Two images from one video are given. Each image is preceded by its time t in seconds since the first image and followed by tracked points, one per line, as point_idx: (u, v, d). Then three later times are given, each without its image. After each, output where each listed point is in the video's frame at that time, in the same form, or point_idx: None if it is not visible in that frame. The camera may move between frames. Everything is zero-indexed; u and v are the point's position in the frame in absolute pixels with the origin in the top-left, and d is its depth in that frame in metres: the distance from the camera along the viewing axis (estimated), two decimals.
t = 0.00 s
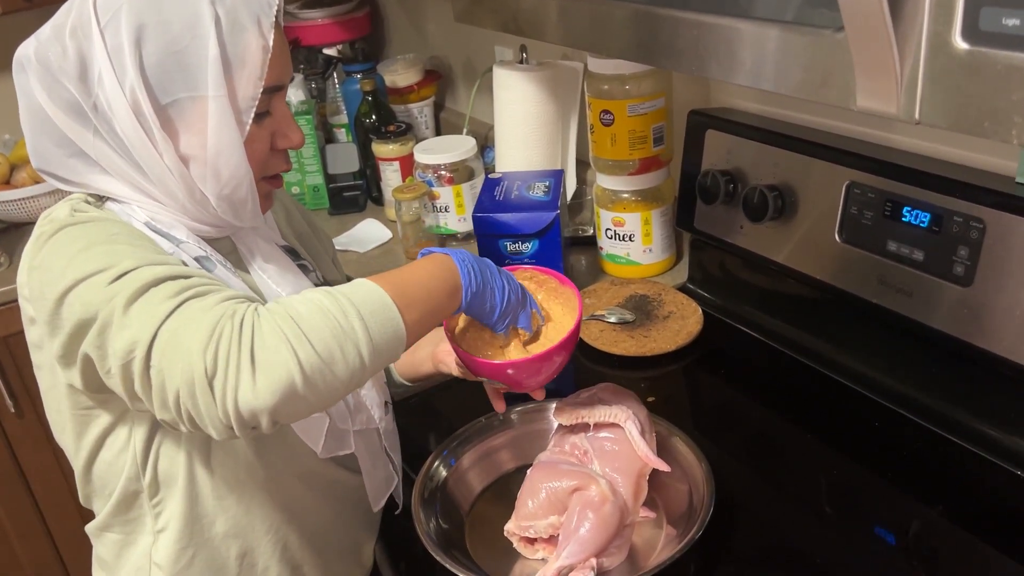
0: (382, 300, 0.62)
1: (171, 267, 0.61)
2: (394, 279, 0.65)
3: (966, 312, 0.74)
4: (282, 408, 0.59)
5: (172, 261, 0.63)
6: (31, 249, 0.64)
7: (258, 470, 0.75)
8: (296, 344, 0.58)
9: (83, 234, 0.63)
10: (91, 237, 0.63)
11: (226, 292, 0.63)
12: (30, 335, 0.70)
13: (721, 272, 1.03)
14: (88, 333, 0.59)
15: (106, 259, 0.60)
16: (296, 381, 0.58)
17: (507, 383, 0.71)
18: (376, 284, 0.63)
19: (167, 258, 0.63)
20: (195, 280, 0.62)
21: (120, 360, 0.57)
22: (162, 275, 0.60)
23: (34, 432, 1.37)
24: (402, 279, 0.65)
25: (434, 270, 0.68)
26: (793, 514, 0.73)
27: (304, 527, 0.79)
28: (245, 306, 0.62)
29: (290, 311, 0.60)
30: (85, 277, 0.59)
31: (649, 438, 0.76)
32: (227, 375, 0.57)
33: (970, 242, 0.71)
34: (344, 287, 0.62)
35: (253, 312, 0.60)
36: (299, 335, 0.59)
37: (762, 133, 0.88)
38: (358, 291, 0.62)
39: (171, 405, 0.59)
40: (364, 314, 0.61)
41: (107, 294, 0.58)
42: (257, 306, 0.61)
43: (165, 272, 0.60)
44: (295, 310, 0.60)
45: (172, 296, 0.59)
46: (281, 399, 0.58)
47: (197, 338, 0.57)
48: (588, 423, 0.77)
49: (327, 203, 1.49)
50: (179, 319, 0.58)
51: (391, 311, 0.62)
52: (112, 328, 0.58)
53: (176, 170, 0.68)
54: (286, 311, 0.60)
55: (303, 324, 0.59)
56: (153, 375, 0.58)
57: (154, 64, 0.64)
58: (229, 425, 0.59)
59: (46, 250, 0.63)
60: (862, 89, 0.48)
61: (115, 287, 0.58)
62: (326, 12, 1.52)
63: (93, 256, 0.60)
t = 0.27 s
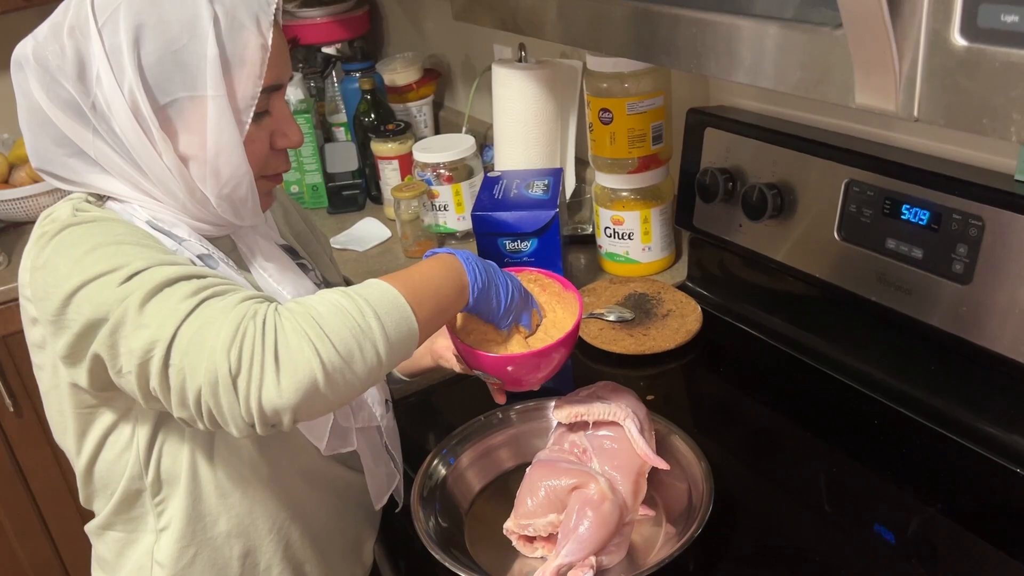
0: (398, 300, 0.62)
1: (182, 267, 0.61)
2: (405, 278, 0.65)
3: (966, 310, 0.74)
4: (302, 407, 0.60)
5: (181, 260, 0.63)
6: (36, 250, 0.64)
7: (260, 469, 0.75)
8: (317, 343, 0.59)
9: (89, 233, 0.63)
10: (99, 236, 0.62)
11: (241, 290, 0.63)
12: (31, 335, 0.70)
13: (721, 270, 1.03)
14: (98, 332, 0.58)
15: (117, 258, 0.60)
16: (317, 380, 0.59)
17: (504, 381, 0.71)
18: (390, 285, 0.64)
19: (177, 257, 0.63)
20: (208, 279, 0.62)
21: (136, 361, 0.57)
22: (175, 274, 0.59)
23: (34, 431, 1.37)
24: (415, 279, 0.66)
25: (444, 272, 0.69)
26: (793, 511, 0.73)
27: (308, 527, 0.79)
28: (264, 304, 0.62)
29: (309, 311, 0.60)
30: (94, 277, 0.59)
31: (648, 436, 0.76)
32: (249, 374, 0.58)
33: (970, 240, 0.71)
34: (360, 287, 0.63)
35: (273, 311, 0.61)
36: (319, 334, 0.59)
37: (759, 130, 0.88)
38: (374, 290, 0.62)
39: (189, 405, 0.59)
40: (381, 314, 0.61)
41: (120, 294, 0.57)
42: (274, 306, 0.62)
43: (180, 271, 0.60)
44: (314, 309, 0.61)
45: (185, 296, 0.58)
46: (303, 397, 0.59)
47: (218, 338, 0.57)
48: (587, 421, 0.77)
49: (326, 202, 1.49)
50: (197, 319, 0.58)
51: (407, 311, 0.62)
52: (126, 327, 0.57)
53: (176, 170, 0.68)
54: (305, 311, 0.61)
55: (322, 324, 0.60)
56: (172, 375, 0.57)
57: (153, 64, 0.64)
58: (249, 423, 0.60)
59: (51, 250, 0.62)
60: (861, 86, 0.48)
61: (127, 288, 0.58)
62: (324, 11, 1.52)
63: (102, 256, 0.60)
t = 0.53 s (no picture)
0: (400, 322, 0.61)
1: (183, 282, 0.60)
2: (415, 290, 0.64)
3: (964, 309, 0.74)
4: (303, 428, 0.60)
5: (181, 270, 0.63)
6: (36, 256, 0.63)
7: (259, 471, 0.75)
8: (315, 370, 0.58)
9: (88, 242, 0.62)
10: (97, 246, 0.62)
11: (243, 306, 0.63)
12: (30, 339, 0.69)
13: (720, 270, 1.03)
14: (99, 346, 0.58)
15: (118, 271, 0.60)
16: (317, 406, 0.59)
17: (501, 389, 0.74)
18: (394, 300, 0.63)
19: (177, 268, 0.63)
20: (209, 294, 0.62)
21: (139, 378, 0.57)
22: (176, 290, 0.59)
23: (33, 432, 1.37)
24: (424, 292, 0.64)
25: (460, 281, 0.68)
26: (792, 511, 0.73)
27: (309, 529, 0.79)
28: (266, 324, 0.61)
29: (308, 333, 0.60)
30: (93, 290, 0.58)
31: (646, 435, 0.75)
32: (249, 400, 0.58)
33: (968, 239, 0.71)
34: (362, 304, 0.62)
35: (273, 333, 0.60)
36: (317, 361, 0.59)
37: (758, 130, 0.88)
38: (376, 308, 0.61)
39: (192, 425, 0.60)
40: (382, 336, 0.60)
41: (120, 309, 0.57)
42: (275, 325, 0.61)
43: (182, 287, 0.60)
44: (314, 333, 0.60)
45: (187, 316, 0.58)
46: (303, 421, 0.59)
47: (218, 366, 0.57)
48: (585, 420, 0.77)
49: (325, 201, 1.50)
50: (197, 344, 0.57)
51: (409, 331, 0.61)
52: (129, 344, 0.57)
53: (168, 172, 0.68)
54: (304, 333, 0.60)
55: (321, 349, 0.59)
56: (174, 398, 0.58)
57: (145, 66, 0.64)
58: (251, 443, 0.60)
59: (50, 258, 0.62)
60: (858, 86, 0.48)
61: (127, 304, 0.57)
62: (323, 10, 1.52)
63: (102, 267, 0.60)
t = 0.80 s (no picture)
0: (370, 397, 0.57)
1: (161, 321, 0.59)
2: (398, 349, 0.60)
3: (962, 308, 0.74)
4: (266, 488, 0.60)
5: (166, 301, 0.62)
6: (30, 266, 0.65)
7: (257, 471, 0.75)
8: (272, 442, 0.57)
9: (76, 256, 0.63)
10: (80, 271, 0.62)
11: (220, 351, 0.60)
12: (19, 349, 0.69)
13: (718, 269, 1.03)
14: (81, 375, 0.59)
15: (98, 305, 0.59)
16: (276, 473, 0.58)
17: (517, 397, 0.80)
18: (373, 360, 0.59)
19: (161, 297, 0.62)
20: (190, 335, 0.60)
21: (117, 416, 0.58)
22: (152, 332, 0.58)
23: (31, 433, 1.37)
24: (408, 352, 0.60)
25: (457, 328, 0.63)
26: (790, 510, 0.73)
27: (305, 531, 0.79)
28: (233, 381, 0.58)
29: (271, 398, 0.57)
30: (74, 320, 0.59)
31: (645, 435, 0.76)
32: (212, 464, 0.57)
33: (965, 238, 0.71)
34: (336, 365, 0.58)
35: (238, 396, 0.57)
36: (274, 433, 0.56)
37: (756, 129, 0.88)
38: (348, 373, 0.58)
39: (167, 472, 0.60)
40: (347, 407, 0.57)
41: (98, 346, 0.58)
42: (245, 381, 0.59)
43: (159, 328, 0.59)
44: (277, 403, 0.57)
45: (158, 366, 0.57)
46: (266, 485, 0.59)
47: (181, 429, 0.56)
48: (584, 420, 0.77)
49: (323, 201, 1.49)
50: (164, 402, 0.57)
51: (377, 400, 0.57)
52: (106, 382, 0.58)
53: (161, 178, 0.69)
54: (267, 398, 0.57)
55: (279, 418, 0.57)
56: (147, 448, 0.58)
57: (138, 70, 0.64)
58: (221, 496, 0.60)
59: (41, 275, 0.63)
60: (854, 86, 0.48)
61: (106, 341, 0.58)
62: (321, 10, 1.52)
63: (85, 296, 0.60)
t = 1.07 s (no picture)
0: (377, 498, 0.62)
1: (183, 372, 0.60)
2: (410, 460, 0.64)
3: (959, 307, 0.74)
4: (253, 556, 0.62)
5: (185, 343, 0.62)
6: (37, 283, 0.64)
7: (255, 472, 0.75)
8: (276, 519, 0.60)
9: (86, 279, 0.63)
10: (91, 303, 0.61)
11: (238, 414, 0.62)
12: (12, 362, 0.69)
13: (716, 269, 1.03)
14: (91, 408, 0.59)
15: (114, 345, 0.59)
16: (265, 547, 0.60)
17: (499, 379, 0.85)
18: (384, 468, 0.63)
19: (177, 339, 0.62)
20: (210, 391, 0.61)
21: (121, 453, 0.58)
22: (173, 384, 0.59)
23: (30, 433, 1.37)
24: (416, 466, 0.64)
25: (461, 458, 0.65)
26: (788, 510, 0.73)
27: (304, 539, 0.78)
28: (250, 449, 0.61)
29: (288, 475, 0.61)
30: (87, 356, 0.59)
31: (641, 434, 0.75)
32: (211, 526, 0.59)
33: (962, 237, 0.71)
34: (351, 465, 0.63)
35: (254, 468, 0.60)
36: (281, 510, 0.60)
37: (754, 130, 0.88)
38: (361, 476, 0.62)
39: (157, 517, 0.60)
40: (353, 502, 0.61)
41: (111, 388, 0.58)
42: (260, 451, 0.61)
43: (180, 379, 0.59)
44: (291, 484, 0.60)
45: (178, 423, 0.58)
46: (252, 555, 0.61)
47: (190, 490, 0.58)
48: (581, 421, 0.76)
49: (321, 202, 1.50)
50: (180, 458, 0.58)
51: (380, 504, 0.62)
52: (119, 426, 0.58)
53: (167, 184, 0.68)
54: (285, 472, 0.61)
55: (291, 497, 0.60)
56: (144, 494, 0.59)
57: (145, 76, 0.64)
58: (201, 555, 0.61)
59: (47, 298, 0.62)
60: (850, 87, 0.48)
61: (120, 384, 0.58)
62: (319, 10, 1.52)
63: (95, 335, 0.59)
